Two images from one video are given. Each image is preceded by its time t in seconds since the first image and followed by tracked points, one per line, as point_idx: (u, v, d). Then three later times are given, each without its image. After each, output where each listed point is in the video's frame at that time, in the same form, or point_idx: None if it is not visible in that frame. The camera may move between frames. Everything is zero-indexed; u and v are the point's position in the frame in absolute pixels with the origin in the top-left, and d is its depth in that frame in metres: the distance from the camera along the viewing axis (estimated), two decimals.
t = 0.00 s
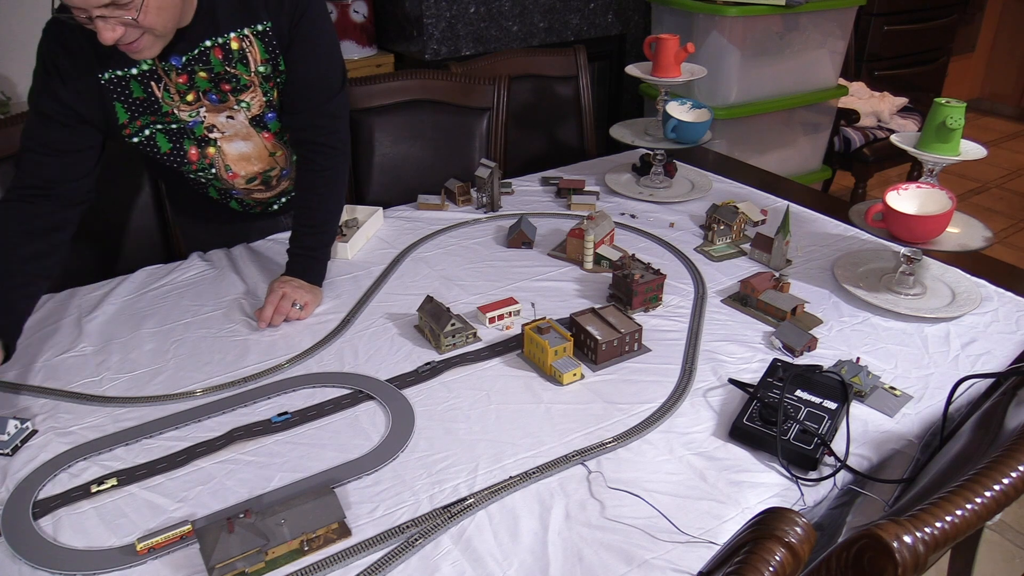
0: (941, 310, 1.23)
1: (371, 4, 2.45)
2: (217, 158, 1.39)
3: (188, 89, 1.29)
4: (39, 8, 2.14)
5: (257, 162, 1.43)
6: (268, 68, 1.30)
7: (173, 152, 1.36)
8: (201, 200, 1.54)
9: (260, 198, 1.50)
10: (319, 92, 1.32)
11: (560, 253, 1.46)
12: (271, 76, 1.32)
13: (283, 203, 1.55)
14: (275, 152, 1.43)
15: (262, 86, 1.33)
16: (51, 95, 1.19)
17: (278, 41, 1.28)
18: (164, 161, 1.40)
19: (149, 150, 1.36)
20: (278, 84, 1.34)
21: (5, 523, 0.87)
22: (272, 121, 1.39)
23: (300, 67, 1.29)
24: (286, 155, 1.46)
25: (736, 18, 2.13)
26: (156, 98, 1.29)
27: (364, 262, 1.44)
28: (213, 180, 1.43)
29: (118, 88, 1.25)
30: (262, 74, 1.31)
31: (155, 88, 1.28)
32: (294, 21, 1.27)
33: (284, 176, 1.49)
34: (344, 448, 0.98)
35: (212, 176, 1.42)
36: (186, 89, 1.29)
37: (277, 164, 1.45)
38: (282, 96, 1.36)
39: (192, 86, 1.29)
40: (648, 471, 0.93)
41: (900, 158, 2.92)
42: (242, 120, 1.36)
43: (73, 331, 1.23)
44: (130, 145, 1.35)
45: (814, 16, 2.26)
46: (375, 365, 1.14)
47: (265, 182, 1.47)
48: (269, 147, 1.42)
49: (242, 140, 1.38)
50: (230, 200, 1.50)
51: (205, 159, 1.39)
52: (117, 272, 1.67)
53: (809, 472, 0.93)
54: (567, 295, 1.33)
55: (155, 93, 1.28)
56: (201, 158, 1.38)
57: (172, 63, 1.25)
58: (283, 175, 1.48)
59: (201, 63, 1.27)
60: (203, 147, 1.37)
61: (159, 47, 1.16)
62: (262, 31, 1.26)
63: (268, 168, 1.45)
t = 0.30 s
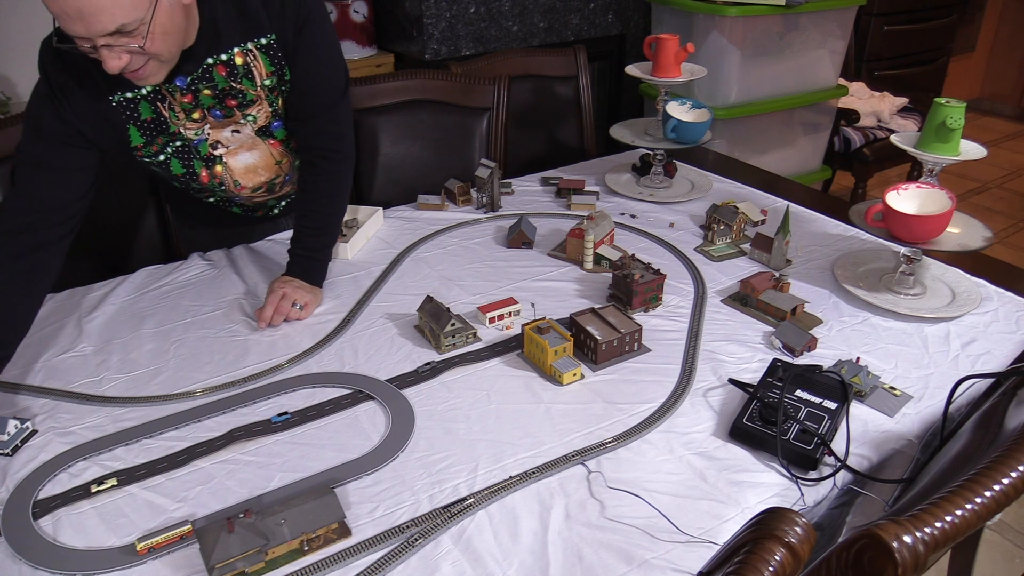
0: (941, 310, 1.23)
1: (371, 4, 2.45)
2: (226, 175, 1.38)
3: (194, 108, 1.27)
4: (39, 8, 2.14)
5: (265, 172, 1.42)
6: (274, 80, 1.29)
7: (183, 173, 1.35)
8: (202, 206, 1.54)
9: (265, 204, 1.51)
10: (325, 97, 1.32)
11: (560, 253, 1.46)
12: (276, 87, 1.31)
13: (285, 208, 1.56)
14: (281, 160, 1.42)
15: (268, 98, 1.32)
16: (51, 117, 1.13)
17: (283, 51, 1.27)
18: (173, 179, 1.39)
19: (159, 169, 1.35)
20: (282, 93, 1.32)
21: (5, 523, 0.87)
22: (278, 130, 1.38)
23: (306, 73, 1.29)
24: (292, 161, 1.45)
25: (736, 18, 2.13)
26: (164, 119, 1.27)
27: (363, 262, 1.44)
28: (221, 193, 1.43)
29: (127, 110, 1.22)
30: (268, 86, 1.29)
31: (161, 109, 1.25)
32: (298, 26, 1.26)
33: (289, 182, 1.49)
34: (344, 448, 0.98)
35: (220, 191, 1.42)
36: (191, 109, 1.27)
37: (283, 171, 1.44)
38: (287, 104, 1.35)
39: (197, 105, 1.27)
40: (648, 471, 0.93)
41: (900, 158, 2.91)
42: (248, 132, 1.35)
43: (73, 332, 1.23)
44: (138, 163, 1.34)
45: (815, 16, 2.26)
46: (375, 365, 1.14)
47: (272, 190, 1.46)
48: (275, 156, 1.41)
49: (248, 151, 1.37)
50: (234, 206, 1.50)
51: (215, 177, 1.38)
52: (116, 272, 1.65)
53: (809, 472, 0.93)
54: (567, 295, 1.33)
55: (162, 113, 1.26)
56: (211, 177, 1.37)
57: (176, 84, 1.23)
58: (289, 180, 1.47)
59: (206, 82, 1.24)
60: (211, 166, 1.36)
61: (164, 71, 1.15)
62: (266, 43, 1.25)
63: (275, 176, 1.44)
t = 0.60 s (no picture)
0: (941, 310, 1.23)
1: (371, 4, 2.45)
2: (229, 183, 1.38)
3: (196, 121, 1.26)
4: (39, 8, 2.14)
5: (268, 177, 1.41)
6: (276, 87, 1.29)
7: (187, 184, 1.35)
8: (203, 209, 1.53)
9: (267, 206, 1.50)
10: (325, 100, 1.32)
11: (560, 253, 1.46)
12: (279, 94, 1.31)
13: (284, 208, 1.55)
14: (284, 164, 1.42)
15: (272, 107, 1.32)
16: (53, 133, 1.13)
17: (284, 58, 1.27)
18: (175, 189, 1.38)
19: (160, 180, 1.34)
20: (284, 99, 1.33)
21: (5, 523, 0.87)
22: (279, 135, 1.38)
23: (308, 74, 1.29)
24: (294, 165, 1.45)
25: (736, 18, 2.13)
26: (165, 132, 1.26)
27: (363, 262, 1.44)
28: (224, 200, 1.42)
29: (128, 125, 1.21)
30: (271, 94, 1.29)
31: (162, 122, 1.24)
32: (298, 31, 1.26)
33: (291, 184, 1.48)
34: (344, 448, 0.98)
35: (223, 198, 1.41)
36: (193, 123, 1.26)
37: (285, 174, 1.44)
38: (288, 108, 1.35)
39: (199, 118, 1.26)
40: (648, 471, 0.93)
41: (900, 158, 2.91)
42: (251, 141, 1.35)
43: (73, 332, 1.23)
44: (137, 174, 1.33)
45: (814, 16, 2.27)
46: (375, 365, 1.14)
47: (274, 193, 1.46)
48: (278, 161, 1.41)
49: (251, 159, 1.37)
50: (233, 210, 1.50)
51: (218, 186, 1.37)
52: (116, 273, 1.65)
53: (809, 473, 0.93)
54: (567, 294, 1.33)
55: (163, 126, 1.25)
56: (215, 186, 1.37)
57: (178, 98, 1.22)
58: (290, 183, 1.47)
59: (207, 97, 1.24)
60: (214, 175, 1.36)
61: (168, 88, 1.14)
62: (268, 51, 1.25)
63: (277, 180, 1.44)
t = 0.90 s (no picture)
0: (941, 310, 1.23)
1: (371, 4, 2.45)
2: (227, 183, 1.38)
3: (192, 124, 1.27)
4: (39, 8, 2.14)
5: (266, 178, 1.42)
6: (272, 89, 1.29)
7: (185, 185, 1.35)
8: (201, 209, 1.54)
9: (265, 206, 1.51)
10: (323, 101, 1.31)
11: (560, 253, 1.46)
12: (275, 95, 1.31)
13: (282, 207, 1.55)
14: (282, 164, 1.42)
15: (269, 108, 1.32)
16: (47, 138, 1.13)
17: (279, 61, 1.27)
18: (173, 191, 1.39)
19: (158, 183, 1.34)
20: (280, 100, 1.33)
21: (5, 523, 0.87)
22: (276, 135, 1.38)
23: (304, 75, 1.28)
24: (291, 164, 1.45)
25: (737, 18, 2.13)
26: (161, 135, 1.26)
27: (363, 262, 1.44)
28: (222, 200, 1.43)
29: (125, 129, 1.21)
30: (267, 96, 1.30)
31: (159, 125, 1.24)
32: (293, 34, 1.25)
33: (289, 183, 1.49)
34: (344, 448, 0.98)
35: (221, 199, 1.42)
36: (189, 125, 1.27)
37: (283, 174, 1.45)
38: (284, 109, 1.35)
39: (196, 121, 1.27)
40: (648, 471, 0.93)
41: (900, 158, 2.91)
42: (249, 142, 1.35)
43: (73, 331, 1.23)
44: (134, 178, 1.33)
45: (815, 16, 2.26)
46: (375, 365, 1.14)
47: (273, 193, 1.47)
48: (276, 161, 1.41)
49: (249, 160, 1.37)
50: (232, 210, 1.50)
51: (217, 188, 1.38)
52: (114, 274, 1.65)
53: (809, 472, 0.93)
54: (567, 295, 1.33)
55: (160, 129, 1.25)
56: (213, 187, 1.38)
57: (173, 101, 1.22)
58: (288, 182, 1.48)
59: (203, 100, 1.24)
60: (212, 176, 1.36)
61: (165, 93, 1.14)
62: (263, 54, 1.25)
63: (275, 180, 1.44)
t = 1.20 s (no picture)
0: (941, 310, 1.23)
1: (371, 4, 2.45)
2: (225, 181, 1.38)
3: (190, 121, 1.27)
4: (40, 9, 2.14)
5: (263, 177, 1.42)
6: (270, 87, 1.30)
7: (182, 183, 1.35)
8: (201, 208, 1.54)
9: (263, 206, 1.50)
10: (321, 100, 1.31)
11: (560, 253, 1.46)
12: (273, 93, 1.31)
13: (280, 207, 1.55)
14: (279, 163, 1.42)
15: (267, 106, 1.32)
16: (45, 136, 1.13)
17: (277, 58, 1.27)
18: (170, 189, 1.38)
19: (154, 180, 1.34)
20: (277, 98, 1.33)
21: (5, 523, 0.87)
22: (274, 134, 1.38)
23: (302, 72, 1.28)
24: (290, 164, 1.45)
25: (736, 18, 2.13)
26: (158, 132, 1.26)
27: (363, 262, 1.44)
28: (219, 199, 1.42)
29: (120, 127, 1.21)
30: (265, 93, 1.30)
31: (155, 123, 1.24)
32: (291, 32, 1.26)
33: (287, 183, 1.49)
34: (344, 448, 0.98)
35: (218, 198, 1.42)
36: (187, 122, 1.26)
37: (281, 174, 1.44)
38: (281, 108, 1.35)
39: (193, 118, 1.26)
40: (648, 471, 0.93)
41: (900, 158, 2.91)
42: (247, 141, 1.35)
43: (73, 331, 1.23)
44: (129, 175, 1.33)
45: (814, 16, 2.26)
46: (375, 365, 1.14)
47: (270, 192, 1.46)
48: (274, 161, 1.41)
49: (247, 160, 1.38)
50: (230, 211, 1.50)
51: (214, 186, 1.38)
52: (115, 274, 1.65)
53: (809, 472, 0.93)
54: (567, 295, 1.33)
55: (156, 126, 1.25)
56: (210, 186, 1.37)
57: (171, 98, 1.22)
58: (286, 182, 1.47)
59: (201, 97, 1.24)
60: (210, 175, 1.36)
61: (162, 89, 1.14)
62: (261, 51, 1.25)
63: (273, 179, 1.44)
